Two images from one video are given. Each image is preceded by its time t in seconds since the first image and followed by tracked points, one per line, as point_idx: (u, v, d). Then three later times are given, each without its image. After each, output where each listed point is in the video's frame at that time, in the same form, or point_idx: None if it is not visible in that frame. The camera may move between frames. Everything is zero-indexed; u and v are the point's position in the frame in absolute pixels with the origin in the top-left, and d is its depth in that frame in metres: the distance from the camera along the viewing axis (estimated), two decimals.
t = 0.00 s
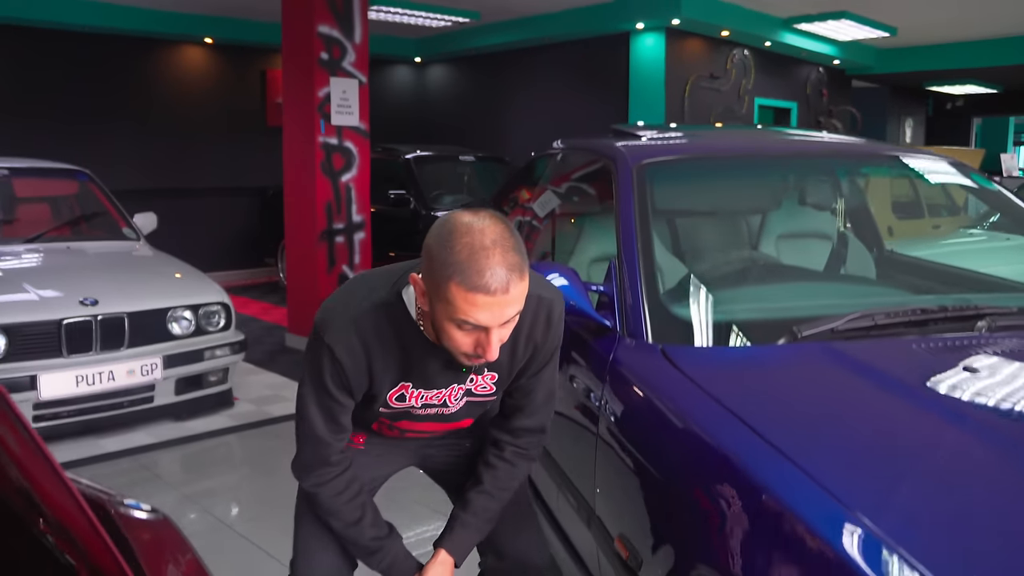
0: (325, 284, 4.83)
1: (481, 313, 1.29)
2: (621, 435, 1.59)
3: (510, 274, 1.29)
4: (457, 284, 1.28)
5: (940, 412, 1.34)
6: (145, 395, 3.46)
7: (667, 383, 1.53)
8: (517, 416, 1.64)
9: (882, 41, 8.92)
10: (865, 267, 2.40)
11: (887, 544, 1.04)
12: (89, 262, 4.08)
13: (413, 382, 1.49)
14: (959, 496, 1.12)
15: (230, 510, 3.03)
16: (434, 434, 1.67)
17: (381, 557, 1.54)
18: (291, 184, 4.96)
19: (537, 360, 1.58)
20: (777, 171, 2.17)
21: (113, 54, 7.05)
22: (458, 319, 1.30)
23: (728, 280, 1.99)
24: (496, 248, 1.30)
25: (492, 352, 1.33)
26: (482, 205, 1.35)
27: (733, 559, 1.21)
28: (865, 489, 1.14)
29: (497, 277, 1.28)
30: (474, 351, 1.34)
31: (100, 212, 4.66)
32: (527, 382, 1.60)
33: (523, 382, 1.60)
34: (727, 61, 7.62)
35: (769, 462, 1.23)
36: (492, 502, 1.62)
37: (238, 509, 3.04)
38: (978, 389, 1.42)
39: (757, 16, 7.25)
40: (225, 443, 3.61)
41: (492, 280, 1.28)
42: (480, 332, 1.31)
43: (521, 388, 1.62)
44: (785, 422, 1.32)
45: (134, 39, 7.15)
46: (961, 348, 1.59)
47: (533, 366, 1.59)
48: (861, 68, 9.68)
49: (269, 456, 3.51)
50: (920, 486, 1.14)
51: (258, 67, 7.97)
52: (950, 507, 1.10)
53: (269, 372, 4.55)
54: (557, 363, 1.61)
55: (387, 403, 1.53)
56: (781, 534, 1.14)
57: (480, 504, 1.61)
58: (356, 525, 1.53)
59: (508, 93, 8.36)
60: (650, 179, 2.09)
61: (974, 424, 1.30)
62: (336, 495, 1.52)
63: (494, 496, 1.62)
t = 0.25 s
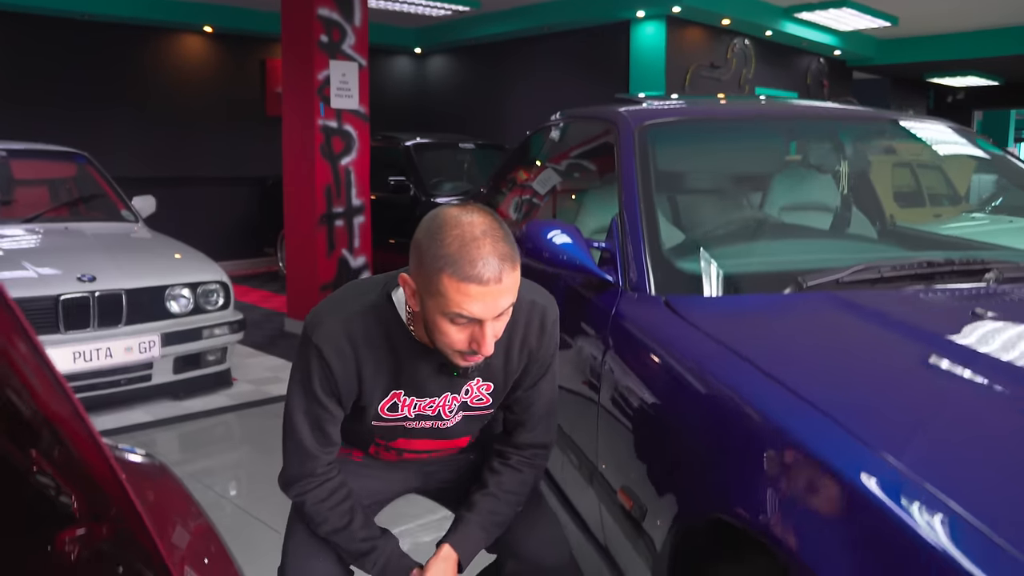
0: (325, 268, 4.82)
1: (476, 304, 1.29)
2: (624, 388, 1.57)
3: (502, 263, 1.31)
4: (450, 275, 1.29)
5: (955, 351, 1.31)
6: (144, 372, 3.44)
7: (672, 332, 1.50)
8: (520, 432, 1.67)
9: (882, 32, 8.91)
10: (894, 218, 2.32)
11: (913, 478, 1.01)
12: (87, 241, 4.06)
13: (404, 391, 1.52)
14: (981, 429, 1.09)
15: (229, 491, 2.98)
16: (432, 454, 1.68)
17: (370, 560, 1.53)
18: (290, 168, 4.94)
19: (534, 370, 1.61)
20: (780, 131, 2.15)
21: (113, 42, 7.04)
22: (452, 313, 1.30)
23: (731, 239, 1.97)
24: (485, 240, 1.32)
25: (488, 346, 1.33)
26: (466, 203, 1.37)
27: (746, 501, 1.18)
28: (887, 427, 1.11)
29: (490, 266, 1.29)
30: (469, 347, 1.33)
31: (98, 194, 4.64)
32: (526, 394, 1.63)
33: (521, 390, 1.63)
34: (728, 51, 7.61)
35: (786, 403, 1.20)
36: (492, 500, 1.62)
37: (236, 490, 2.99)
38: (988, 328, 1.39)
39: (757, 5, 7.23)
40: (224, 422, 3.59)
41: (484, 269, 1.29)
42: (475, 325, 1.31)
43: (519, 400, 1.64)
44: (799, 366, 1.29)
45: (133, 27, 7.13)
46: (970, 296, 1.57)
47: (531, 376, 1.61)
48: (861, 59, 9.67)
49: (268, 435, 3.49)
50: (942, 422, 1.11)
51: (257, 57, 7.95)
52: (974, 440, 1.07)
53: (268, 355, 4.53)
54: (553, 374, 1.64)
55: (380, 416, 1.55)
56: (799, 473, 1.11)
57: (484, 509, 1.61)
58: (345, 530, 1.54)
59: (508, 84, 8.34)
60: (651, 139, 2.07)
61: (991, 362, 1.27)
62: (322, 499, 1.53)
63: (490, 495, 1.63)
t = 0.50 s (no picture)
0: (325, 251, 4.81)
1: (464, 258, 1.21)
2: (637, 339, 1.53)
3: (485, 215, 1.24)
4: (432, 229, 1.22)
5: (979, 292, 1.29)
6: (143, 348, 3.43)
7: (685, 279, 1.48)
8: (534, 426, 1.59)
9: (882, 23, 8.91)
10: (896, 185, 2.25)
11: (947, 404, 0.99)
12: (87, 220, 4.04)
13: (405, 373, 1.47)
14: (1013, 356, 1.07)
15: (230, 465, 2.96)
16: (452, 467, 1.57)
17: (375, 527, 1.39)
18: (291, 151, 4.93)
19: (540, 356, 1.55)
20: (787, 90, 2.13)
21: (112, 30, 7.02)
22: (439, 272, 1.22)
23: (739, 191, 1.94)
24: (468, 195, 1.26)
25: (482, 305, 1.23)
26: (450, 172, 1.34)
27: (767, 436, 1.14)
28: (918, 358, 1.09)
29: (472, 217, 1.23)
30: (463, 310, 1.23)
31: (98, 176, 4.62)
32: (532, 380, 1.56)
33: (531, 374, 1.56)
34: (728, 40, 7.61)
35: (813, 339, 1.17)
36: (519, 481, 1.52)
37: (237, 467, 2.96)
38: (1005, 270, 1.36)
39: None
40: (224, 400, 3.57)
41: (467, 221, 1.22)
42: (464, 283, 1.23)
43: (524, 389, 1.58)
44: (822, 305, 1.27)
45: (133, 15, 7.12)
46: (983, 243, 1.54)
47: (536, 365, 1.55)
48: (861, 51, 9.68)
49: (268, 412, 3.47)
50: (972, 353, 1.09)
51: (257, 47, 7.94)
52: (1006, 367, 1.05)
53: (268, 338, 4.50)
54: (561, 364, 1.58)
55: (382, 406, 1.46)
56: (828, 405, 1.08)
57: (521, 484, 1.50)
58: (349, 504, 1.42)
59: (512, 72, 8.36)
60: (657, 97, 2.06)
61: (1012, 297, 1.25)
62: (322, 487, 1.43)
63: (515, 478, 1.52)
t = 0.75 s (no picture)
0: (318, 240, 4.82)
1: (463, 204, 1.20)
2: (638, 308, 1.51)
3: (481, 163, 1.23)
4: (430, 176, 1.21)
5: (989, 244, 1.28)
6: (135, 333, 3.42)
7: (687, 239, 1.47)
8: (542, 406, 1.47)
9: (874, 18, 8.96)
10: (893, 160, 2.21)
11: (964, 345, 0.99)
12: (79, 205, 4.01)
13: (404, 346, 1.35)
14: None
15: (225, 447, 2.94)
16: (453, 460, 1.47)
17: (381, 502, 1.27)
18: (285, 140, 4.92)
19: (541, 332, 1.45)
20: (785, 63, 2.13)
21: (104, 21, 6.99)
22: (438, 219, 1.20)
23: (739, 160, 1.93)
24: (465, 146, 1.25)
25: (482, 254, 1.21)
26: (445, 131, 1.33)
27: (766, 380, 1.14)
28: (931, 304, 1.09)
29: (469, 164, 1.22)
30: (463, 259, 1.22)
31: (90, 163, 4.59)
32: (534, 356, 1.46)
33: (533, 350, 1.45)
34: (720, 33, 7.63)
35: (825, 289, 1.17)
36: (537, 465, 1.41)
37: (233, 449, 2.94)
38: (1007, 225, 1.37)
39: None
40: (218, 385, 3.54)
41: (466, 168, 1.21)
42: (463, 232, 1.21)
43: (526, 368, 1.47)
44: (830, 258, 1.26)
45: (125, 7, 7.09)
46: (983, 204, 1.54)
47: (538, 342, 1.45)
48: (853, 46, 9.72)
49: (263, 396, 3.45)
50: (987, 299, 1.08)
51: (249, 39, 7.91)
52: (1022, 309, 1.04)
53: (262, 326, 4.48)
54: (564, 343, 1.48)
55: (382, 383, 1.35)
56: (841, 349, 1.07)
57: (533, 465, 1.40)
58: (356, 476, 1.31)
59: (508, 64, 8.36)
60: (655, 69, 2.06)
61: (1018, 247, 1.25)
62: (325, 470, 1.30)
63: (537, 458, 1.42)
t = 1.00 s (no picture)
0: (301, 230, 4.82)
1: (445, 134, 1.30)
2: (626, 286, 1.50)
3: (464, 98, 1.33)
4: (415, 106, 1.31)
5: (978, 198, 1.28)
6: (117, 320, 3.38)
7: (676, 203, 1.47)
8: (529, 359, 1.54)
9: (853, 12, 9.04)
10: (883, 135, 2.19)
11: (954, 286, 0.99)
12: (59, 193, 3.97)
13: (393, 299, 1.43)
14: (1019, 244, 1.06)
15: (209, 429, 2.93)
16: (437, 417, 1.58)
17: (375, 465, 1.32)
18: (268, 130, 4.92)
19: (529, 285, 1.53)
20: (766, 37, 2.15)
21: (83, 14, 6.94)
22: (422, 148, 1.30)
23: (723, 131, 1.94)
24: (453, 83, 1.35)
25: (462, 184, 1.31)
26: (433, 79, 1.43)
27: (756, 326, 1.15)
28: (923, 250, 1.08)
29: (453, 97, 1.32)
30: (444, 189, 1.32)
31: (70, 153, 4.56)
32: (520, 309, 1.53)
33: (520, 303, 1.53)
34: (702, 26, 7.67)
35: (815, 240, 1.17)
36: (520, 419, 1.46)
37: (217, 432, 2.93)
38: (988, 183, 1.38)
39: None
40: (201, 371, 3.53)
41: (450, 100, 1.31)
42: (445, 160, 1.31)
43: (513, 319, 1.54)
44: (820, 214, 1.26)
45: None
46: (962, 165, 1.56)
47: (523, 294, 1.53)
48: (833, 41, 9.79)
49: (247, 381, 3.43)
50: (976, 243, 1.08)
51: (230, 33, 7.89)
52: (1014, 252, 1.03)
53: (245, 315, 4.46)
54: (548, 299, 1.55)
55: (371, 335, 1.43)
56: (832, 295, 1.08)
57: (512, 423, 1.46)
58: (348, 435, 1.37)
59: (491, 56, 8.38)
60: (637, 43, 2.07)
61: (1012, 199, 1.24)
62: (317, 426, 1.36)
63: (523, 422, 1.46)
